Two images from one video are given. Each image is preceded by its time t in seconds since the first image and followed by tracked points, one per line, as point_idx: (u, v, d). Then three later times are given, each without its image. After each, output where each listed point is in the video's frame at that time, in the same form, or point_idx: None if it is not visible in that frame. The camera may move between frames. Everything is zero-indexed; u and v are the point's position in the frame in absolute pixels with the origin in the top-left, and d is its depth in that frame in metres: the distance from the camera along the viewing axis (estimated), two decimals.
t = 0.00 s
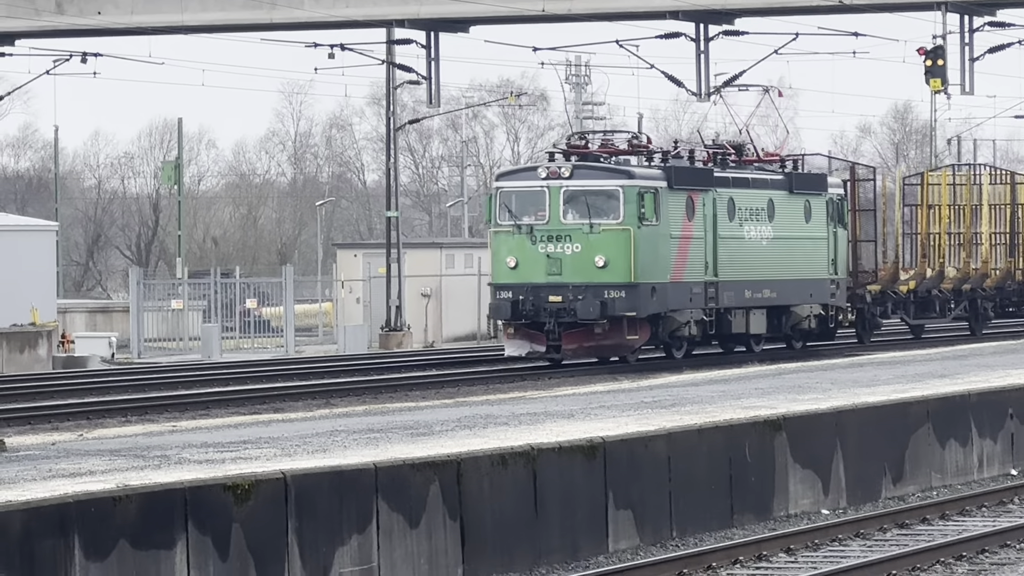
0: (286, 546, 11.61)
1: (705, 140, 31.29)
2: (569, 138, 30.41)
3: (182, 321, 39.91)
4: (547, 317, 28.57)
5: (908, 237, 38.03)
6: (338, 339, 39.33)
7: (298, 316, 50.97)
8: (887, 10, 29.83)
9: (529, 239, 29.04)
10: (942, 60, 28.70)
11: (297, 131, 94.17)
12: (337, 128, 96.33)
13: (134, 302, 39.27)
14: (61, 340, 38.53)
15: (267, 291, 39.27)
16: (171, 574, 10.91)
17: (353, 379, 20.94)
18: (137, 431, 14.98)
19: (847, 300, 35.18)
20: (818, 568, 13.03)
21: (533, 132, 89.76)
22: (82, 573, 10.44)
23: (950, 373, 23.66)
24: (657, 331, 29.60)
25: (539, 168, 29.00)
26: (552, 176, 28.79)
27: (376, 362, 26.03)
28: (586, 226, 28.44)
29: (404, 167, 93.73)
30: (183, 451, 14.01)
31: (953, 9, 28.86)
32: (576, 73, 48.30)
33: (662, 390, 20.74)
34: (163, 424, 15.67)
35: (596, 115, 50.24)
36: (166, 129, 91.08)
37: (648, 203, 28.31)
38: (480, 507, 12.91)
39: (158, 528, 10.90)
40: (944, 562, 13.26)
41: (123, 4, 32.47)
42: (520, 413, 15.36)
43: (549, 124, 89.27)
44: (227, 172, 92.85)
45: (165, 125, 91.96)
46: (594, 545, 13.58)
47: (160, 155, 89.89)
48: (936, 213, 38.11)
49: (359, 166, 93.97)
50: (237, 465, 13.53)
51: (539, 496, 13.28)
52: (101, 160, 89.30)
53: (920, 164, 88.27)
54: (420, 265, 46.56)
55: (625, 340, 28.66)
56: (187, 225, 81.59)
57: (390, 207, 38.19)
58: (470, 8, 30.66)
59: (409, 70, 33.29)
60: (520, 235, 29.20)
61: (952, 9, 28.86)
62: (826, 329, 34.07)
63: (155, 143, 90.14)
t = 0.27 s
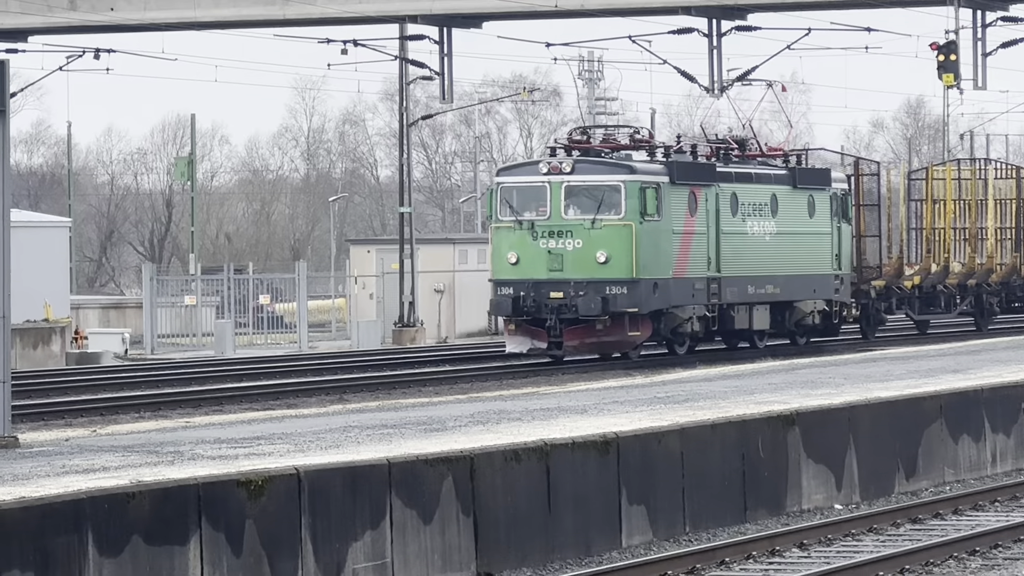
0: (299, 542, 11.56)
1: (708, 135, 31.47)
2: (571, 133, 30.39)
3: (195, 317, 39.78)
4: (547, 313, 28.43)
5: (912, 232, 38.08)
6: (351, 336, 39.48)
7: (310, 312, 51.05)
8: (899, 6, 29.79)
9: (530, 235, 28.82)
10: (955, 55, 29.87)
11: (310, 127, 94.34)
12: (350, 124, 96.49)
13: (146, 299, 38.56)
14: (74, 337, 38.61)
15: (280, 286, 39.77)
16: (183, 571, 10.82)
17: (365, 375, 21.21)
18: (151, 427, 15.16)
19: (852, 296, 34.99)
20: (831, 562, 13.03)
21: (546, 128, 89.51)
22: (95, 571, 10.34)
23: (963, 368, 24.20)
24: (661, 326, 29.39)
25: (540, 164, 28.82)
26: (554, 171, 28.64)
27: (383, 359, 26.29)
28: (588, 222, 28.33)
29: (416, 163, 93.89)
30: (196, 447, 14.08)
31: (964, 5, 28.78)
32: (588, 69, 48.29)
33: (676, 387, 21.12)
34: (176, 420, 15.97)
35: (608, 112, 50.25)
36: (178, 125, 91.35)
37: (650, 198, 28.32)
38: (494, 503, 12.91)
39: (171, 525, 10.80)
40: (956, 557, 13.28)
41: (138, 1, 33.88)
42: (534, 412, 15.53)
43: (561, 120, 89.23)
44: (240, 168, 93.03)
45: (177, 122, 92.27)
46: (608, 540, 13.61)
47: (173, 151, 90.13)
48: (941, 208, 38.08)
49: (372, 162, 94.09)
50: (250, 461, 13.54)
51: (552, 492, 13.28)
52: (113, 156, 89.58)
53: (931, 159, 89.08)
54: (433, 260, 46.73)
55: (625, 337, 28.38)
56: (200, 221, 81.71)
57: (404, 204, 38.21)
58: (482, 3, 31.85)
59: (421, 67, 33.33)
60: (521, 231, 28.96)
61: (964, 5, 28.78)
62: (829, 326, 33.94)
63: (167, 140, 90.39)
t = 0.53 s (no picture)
0: (309, 538, 11.54)
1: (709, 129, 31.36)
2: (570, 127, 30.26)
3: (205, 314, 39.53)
4: (545, 309, 28.39)
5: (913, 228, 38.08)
6: (361, 332, 39.53)
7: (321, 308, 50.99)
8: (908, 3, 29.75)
9: (528, 231, 28.86)
10: (965, 50, 30.66)
11: (320, 122, 94.34)
12: (360, 119, 96.53)
13: (157, 294, 38.95)
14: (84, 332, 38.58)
15: (290, 283, 39.34)
16: (194, 567, 10.80)
17: (378, 372, 21.25)
18: (162, 425, 15.31)
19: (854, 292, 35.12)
20: (842, 558, 13.01)
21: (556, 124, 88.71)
22: (106, 567, 10.33)
23: (975, 364, 24.32)
24: (659, 322, 29.22)
25: (538, 159, 28.83)
26: (551, 166, 28.61)
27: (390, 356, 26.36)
28: (585, 217, 28.26)
29: (426, 159, 93.86)
30: (207, 443, 14.12)
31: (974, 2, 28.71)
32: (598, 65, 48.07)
33: (688, 383, 21.27)
34: (189, 417, 16.09)
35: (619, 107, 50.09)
36: (188, 121, 91.46)
37: (649, 193, 28.17)
38: (505, 499, 12.91)
39: (182, 521, 10.77)
40: (967, 553, 13.26)
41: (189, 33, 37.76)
42: (545, 411, 15.60)
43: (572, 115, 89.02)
44: (250, 164, 93.06)
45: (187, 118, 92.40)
46: (619, 536, 13.62)
47: (183, 146, 90.24)
48: (943, 203, 38.05)
49: (382, 158, 94.12)
50: (261, 457, 13.54)
51: (563, 487, 13.28)
52: (123, 152, 89.70)
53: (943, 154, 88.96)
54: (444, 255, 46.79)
55: (625, 332, 28.27)
56: (211, 216, 81.62)
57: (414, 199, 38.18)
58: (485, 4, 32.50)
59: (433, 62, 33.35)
60: (519, 226, 29.03)
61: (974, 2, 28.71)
62: (829, 322, 33.88)
63: (177, 135, 90.50)
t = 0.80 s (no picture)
0: (317, 535, 11.53)
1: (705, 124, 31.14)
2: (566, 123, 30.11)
3: (212, 310, 39.86)
4: (541, 306, 28.31)
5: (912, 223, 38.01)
6: (369, 328, 39.55)
7: (328, 303, 50.92)
8: None
9: (523, 227, 28.73)
10: (973, 45, 30.77)
11: (328, 118, 94.27)
12: (367, 115, 96.46)
13: (164, 291, 38.60)
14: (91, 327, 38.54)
15: (298, 278, 39.64)
16: (202, 562, 10.79)
17: (386, 369, 21.25)
18: (170, 422, 15.41)
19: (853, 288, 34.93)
20: (850, 554, 13.00)
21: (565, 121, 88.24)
22: (113, 562, 10.29)
23: (983, 359, 24.34)
24: (655, 320, 29.06)
25: (533, 154, 28.61)
26: (547, 162, 28.40)
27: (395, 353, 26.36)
28: (581, 214, 28.10)
29: (434, 155, 93.59)
30: (214, 440, 14.14)
31: None
32: (606, 59, 47.98)
33: (698, 378, 21.39)
34: (195, 413, 16.17)
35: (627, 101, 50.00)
36: (195, 117, 91.42)
37: (645, 189, 27.99)
38: (512, 495, 12.88)
39: (190, 517, 10.76)
40: (975, 549, 13.24)
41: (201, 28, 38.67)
42: (552, 409, 15.66)
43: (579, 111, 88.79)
44: (257, 160, 93.00)
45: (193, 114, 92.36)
46: (627, 532, 13.61)
47: (190, 142, 90.20)
48: (943, 199, 38.02)
49: (389, 153, 94.01)
50: (268, 453, 13.53)
51: (570, 483, 13.26)
52: (131, 149, 89.67)
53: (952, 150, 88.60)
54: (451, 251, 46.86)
55: (620, 329, 28.19)
56: (217, 213, 81.48)
57: (422, 195, 38.08)
58: None
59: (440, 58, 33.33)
60: (514, 222, 28.88)
61: None
62: (829, 319, 33.81)
63: (184, 132, 90.46)
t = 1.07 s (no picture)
0: (322, 533, 11.54)
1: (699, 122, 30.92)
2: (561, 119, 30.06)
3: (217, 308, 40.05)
4: (533, 304, 27.92)
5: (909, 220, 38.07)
6: (374, 325, 39.56)
7: (333, 300, 50.91)
8: None
9: (515, 225, 28.44)
10: (977, 43, 30.77)
11: (333, 117, 94.25)
12: (372, 113, 96.43)
13: (169, 288, 39.20)
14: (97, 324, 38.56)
15: (302, 276, 39.38)
16: (207, 560, 10.80)
17: (390, 366, 21.28)
18: (176, 419, 15.46)
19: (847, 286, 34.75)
20: (855, 552, 13.00)
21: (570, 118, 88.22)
22: (119, 560, 10.31)
23: (987, 356, 24.32)
24: (647, 318, 28.82)
25: (524, 152, 28.37)
26: (538, 159, 28.15)
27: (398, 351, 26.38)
28: (573, 211, 27.83)
29: (438, 153, 93.47)
30: (219, 437, 14.16)
31: None
32: (611, 57, 47.98)
33: (701, 375, 21.43)
34: (201, 410, 16.22)
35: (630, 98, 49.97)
36: (200, 115, 91.48)
37: (638, 187, 27.75)
38: (516, 492, 12.88)
39: (195, 515, 10.77)
40: (980, 546, 13.23)
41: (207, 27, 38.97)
42: (557, 407, 15.69)
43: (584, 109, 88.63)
44: (262, 158, 93.04)
45: (199, 113, 92.42)
46: (632, 530, 13.62)
47: (195, 140, 90.22)
48: (938, 196, 38.03)
49: (394, 152, 93.83)
50: (273, 451, 13.56)
51: (575, 480, 13.27)
52: (136, 146, 89.72)
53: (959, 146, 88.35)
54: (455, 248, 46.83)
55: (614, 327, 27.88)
56: (222, 210, 81.53)
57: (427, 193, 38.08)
58: None
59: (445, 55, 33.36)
60: (505, 220, 28.59)
61: None
62: (823, 316, 33.51)
63: (189, 130, 90.51)
